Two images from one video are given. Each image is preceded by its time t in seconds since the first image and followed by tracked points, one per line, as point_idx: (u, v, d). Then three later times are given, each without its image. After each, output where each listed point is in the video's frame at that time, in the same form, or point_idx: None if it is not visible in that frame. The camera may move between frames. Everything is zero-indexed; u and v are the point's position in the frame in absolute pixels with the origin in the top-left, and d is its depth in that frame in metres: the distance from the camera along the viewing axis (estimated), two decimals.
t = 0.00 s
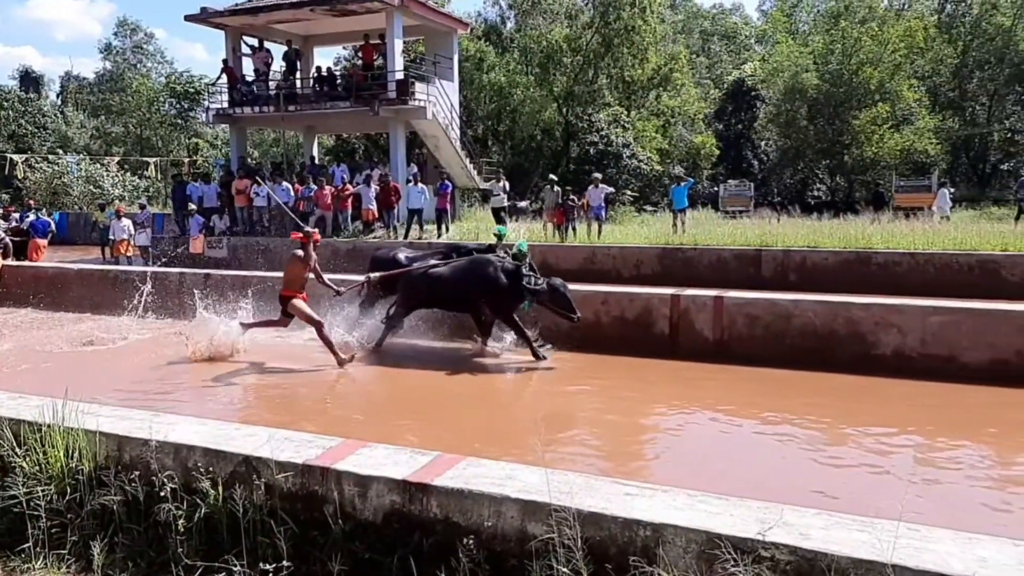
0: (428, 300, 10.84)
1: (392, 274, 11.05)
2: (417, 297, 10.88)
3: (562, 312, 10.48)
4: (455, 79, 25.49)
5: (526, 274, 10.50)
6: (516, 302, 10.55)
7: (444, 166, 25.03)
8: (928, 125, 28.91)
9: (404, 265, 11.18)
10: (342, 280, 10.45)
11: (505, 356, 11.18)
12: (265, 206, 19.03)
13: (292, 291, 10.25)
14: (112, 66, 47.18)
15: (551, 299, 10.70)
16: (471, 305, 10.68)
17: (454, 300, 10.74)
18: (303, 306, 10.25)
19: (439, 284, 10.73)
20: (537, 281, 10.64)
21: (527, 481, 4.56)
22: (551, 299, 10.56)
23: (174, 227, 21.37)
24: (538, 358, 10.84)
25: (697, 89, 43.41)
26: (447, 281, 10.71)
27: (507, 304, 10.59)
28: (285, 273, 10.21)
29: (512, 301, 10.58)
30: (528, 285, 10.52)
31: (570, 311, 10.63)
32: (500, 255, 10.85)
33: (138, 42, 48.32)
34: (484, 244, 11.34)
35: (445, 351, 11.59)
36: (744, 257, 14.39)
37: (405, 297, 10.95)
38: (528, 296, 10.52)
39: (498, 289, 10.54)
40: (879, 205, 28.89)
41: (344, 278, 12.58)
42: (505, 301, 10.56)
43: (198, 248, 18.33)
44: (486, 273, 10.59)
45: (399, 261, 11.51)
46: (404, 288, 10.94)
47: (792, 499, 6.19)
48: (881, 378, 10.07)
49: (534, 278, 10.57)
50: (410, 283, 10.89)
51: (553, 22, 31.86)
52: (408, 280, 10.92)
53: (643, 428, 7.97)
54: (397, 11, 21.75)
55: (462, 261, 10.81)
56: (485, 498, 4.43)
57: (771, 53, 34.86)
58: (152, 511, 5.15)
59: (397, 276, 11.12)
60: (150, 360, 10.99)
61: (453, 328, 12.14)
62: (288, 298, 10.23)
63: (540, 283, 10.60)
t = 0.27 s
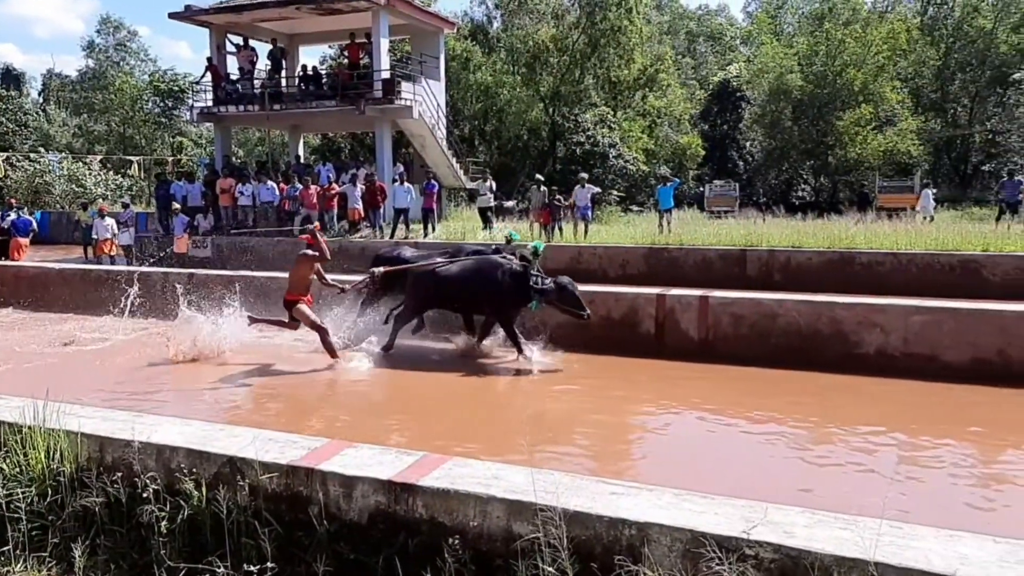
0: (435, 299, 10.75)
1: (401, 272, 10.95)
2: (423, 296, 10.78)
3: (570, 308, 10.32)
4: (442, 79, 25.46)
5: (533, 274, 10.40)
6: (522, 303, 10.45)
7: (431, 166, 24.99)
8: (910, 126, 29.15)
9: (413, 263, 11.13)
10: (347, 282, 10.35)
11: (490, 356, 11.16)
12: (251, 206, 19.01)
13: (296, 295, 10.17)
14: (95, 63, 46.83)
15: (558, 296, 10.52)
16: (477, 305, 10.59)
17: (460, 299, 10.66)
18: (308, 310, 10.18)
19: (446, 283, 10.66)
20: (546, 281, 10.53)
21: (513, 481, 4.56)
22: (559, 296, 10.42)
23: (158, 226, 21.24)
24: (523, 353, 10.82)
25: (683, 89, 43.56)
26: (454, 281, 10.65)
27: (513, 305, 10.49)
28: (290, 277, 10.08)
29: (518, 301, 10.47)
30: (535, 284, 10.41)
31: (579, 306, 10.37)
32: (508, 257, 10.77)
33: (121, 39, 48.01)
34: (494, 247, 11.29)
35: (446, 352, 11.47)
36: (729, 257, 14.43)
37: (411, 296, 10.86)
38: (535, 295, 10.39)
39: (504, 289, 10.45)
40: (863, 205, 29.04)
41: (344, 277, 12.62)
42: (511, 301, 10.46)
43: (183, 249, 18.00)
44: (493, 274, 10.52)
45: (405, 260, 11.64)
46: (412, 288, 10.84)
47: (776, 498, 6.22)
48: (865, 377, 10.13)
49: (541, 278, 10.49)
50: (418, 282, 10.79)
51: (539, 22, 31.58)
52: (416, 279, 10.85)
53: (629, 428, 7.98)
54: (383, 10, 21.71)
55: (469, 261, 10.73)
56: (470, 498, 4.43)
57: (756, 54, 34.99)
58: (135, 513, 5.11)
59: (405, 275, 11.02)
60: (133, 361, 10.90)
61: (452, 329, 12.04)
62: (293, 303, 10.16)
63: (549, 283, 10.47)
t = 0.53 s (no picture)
0: (437, 297, 10.45)
1: (401, 268, 10.57)
2: (425, 293, 10.49)
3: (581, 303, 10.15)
4: (428, 77, 25.41)
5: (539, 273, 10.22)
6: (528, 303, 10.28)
7: (417, 165, 24.94)
8: (894, 126, 29.35)
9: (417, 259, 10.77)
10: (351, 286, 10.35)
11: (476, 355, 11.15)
12: (235, 205, 18.92)
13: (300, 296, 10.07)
14: (77, 60, 46.46)
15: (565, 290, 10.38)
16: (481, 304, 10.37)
17: (465, 298, 10.40)
18: (310, 311, 10.10)
19: (451, 281, 10.37)
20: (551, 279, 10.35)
21: (499, 480, 4.55)
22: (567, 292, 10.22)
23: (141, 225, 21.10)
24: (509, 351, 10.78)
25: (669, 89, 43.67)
26: (459, 278, 10.36)
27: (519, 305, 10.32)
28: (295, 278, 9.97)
29: (524, 302, 10.31)
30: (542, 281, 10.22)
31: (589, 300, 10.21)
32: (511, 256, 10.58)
33: (103, 36, 47.68)
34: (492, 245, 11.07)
35: (441, 350, 11.21)
36: (715, 256, 14.47)
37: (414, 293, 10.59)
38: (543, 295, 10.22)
39: (511, 289, 10.27)
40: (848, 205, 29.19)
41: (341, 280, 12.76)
42: (518, 301, 10.29)
43: (166, 248, 17.85)
44: (498, 273, 10.32)
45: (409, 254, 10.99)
46: (416, 287, 10.55)
47: (762, 495, 6.23)
48: (848, 375, 10.18)
49: (547, 277, 10.32)
50: (422, 281, 10.49)
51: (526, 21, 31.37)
52: (418, 276, 10.53)
53: (616, 426, 7.98)
54: (369, 8, 21.64)
55: (474, 259, 10.48)
56: (457, 497, 4.41)
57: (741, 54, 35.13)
58: (118, 515, 5.06)
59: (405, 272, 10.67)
60: (116, 362, 10.82)
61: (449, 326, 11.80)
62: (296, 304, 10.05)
63: (555, 281, 10.30)
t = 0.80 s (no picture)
0: (446, 298, 10.39)
1: (411, 267, 10.59)
2: (435, 295, 10.45)
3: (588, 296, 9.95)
4: (414, 76, 25.38)
5: (545, 271, 10.11)
6: (536, 303, 10.17)
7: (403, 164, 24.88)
8: (877, 127, 29.56)
9: (427, 259, 10.77)
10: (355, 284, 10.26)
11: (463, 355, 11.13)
12: (220, 204, 18.80)
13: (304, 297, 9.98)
14: (58, 58, 46.10)
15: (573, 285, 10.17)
16: (491, 305, 10.31)
17: (474, 298, 10.32)
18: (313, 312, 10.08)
19: (460, 282, 10.31)
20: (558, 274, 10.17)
21: (485, 480, 4.54)
22: (574, 287, 10.02)
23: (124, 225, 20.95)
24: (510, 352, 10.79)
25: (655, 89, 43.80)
26: (468, 278, 10.30)
27: (528, 306, 10.22)
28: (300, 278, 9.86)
29: (533, 302, 10.21)
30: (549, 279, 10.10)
31: (596, 293, 10.00)
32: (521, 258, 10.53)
33: (85, 34, 47.34)
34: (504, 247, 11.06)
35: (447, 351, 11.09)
36: (700, 255, 14.51)
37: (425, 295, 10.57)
38: (551, 294, 10.11)
39: (519, 289, 10.19)
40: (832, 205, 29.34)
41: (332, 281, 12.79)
42: (526, 301, 10.20)
43: (151, 248, 17.67)
44: (507, 273, 10.26)
45: (415, 255, 11.16)
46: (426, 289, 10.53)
47: (747, 494, 6.25)
48: (833, 373, 10.23)
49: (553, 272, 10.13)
50: (432, 282, 10.47)
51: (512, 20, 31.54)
52: (428, 278, 10.52)
53: (601, 426, 7.99)
54: (355, 6, 21.57)
55: (483, 260, 10.44)
56: (442, 497, 4.40)
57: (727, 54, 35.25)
58: (100, 517, 5.02)
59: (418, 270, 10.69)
60: (99, 363, 10.75)
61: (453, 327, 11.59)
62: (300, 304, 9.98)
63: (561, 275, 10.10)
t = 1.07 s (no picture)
0: (453, 297, 10.32)
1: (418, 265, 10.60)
2: (442, 293, 10.40)
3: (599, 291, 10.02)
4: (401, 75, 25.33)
5: (553, 267, 10.13)
6: (545, 300, 10.17)
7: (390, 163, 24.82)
8: (861, 126, 29.74)
9: (432, 258, 10.75)
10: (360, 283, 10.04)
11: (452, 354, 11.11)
12: (204, 203, 18.68)
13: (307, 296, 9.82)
14: (40, 56, 45.74)
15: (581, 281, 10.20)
16: (498, 304, 10.27)
17: (481, 297, 10.27)
18: (316, 312, 9.93)
19: (467, 280, 10.25)
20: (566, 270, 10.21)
21: (472, 480, 4.53)
22: (582, 282, 10.08)
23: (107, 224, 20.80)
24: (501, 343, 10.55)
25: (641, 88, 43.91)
26: (476, 276, 10.26)
27: (537, 303, 10.21)
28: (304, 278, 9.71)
29: (541, 299, 10.21)
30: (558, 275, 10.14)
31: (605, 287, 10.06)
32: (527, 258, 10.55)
33: (68, 32, 46.99)
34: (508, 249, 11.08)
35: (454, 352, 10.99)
36: (687, 254, 14.54)
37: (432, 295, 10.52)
38: (560, 290, 10.12)
39: (527, 286, 10.19)
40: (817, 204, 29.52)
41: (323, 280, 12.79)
42: (534, 298, 10.20)
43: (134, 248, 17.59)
44: (514, 271, 10.26)
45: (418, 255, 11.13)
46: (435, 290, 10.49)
47: (734, 491, 6.26)
48: (818, 371, 10.28)
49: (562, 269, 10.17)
50: (440, 283, 10.44)
51: (498, 19, 31.81)
52: (435, 277, 10.48)
53: (587, 425, 7.99)
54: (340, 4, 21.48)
55: (490, 259, 10.45)
56: (429, 497, 4.38)
57: (713, 54, 35.36)
58: (82, 519, 4.98)
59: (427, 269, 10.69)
60: (82, 364, 10.66)
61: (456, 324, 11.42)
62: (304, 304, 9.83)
63: (569, 271, 10.15)
